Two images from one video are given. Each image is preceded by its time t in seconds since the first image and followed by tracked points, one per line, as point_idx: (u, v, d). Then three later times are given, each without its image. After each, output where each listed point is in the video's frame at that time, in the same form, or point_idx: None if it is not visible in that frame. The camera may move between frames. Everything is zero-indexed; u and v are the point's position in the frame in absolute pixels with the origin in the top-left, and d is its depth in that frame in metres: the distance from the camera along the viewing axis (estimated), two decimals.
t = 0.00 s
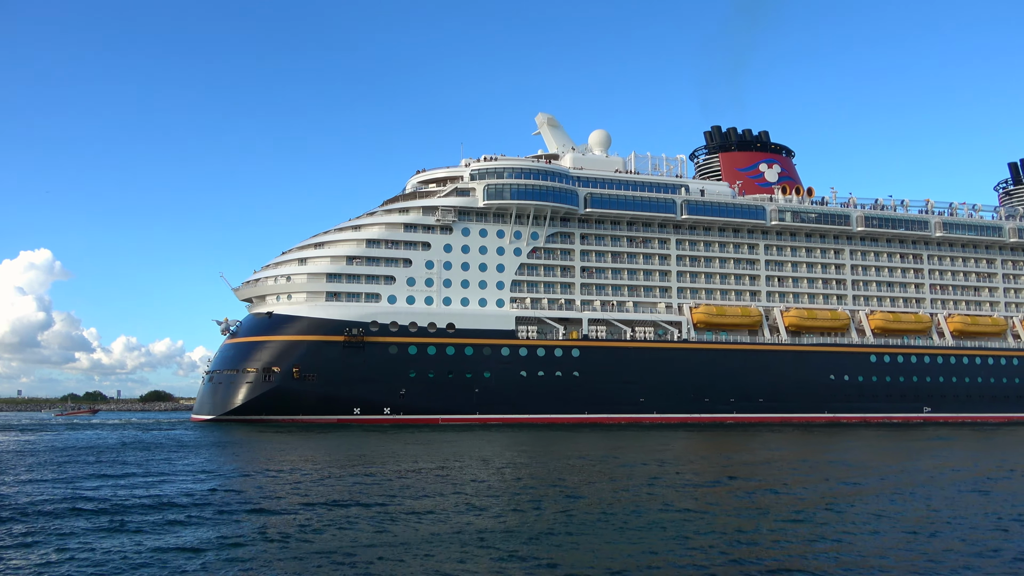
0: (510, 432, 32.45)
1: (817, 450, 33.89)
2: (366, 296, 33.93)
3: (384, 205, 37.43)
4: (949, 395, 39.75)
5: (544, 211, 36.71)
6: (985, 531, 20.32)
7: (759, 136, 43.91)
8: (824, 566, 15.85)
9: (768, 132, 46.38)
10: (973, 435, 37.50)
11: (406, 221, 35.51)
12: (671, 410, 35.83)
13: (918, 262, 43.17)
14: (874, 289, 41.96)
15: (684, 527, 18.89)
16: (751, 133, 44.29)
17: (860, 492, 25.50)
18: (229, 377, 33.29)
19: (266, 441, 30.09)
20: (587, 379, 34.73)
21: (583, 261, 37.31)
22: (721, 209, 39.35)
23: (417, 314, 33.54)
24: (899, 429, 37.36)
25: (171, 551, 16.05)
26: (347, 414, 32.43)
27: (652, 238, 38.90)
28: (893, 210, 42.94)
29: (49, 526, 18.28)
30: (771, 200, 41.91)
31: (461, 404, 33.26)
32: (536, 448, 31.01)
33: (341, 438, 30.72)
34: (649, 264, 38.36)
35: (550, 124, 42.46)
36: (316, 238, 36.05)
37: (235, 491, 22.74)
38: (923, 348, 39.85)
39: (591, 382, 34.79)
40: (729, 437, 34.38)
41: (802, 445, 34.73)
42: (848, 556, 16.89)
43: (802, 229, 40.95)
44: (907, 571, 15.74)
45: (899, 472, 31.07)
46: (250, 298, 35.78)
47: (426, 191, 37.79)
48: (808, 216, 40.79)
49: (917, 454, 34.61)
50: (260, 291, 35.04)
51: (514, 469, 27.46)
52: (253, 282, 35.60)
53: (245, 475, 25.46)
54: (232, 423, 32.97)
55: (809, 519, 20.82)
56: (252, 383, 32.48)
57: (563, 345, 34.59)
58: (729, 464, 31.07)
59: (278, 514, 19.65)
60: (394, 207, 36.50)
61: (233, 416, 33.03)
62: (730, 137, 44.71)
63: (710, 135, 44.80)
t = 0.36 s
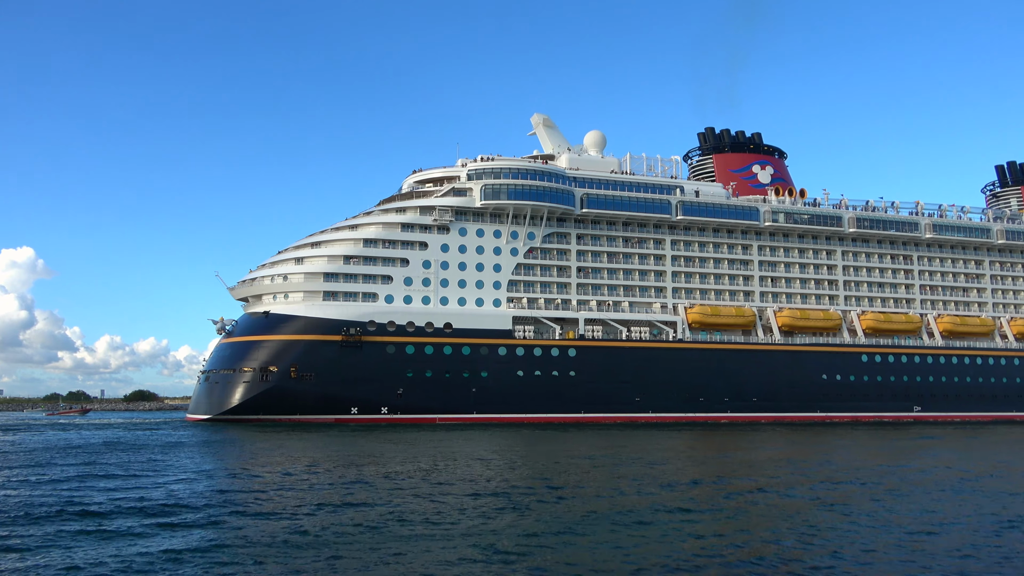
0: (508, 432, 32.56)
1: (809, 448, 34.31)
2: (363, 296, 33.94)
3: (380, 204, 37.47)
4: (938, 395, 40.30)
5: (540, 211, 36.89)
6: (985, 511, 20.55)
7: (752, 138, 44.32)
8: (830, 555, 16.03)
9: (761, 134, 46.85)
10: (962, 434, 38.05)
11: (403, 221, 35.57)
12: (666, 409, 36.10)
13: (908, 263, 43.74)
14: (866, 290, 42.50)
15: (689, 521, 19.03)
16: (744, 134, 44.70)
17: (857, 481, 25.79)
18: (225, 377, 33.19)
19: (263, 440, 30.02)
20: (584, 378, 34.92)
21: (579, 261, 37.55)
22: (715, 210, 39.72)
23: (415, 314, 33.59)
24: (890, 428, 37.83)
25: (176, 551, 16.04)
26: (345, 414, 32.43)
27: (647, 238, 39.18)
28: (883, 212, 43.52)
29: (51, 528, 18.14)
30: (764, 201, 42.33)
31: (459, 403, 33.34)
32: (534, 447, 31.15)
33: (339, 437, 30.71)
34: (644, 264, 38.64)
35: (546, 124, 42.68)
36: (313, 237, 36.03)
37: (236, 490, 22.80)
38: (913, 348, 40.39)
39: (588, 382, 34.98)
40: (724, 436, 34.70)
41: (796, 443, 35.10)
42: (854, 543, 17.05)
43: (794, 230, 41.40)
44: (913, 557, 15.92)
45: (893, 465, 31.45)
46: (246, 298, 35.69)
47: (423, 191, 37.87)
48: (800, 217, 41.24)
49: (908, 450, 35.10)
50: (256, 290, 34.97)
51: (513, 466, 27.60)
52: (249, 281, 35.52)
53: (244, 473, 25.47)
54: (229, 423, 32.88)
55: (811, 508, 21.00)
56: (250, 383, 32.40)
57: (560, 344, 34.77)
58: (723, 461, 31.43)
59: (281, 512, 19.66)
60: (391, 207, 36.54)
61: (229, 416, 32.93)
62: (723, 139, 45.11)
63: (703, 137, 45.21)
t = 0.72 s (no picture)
0: (502, 430, 32.69)
1: (799, 446, 34.69)
2: (358, 295, 33.95)
3: (374, 204, 37.51)
4: (925, 394, 40.87)
5: (534, 211, 37.07)
6: (976, 512, 20.84)
7: (743, 139, 44.75)
8: (826, 554, 16.23)
9: (751, 136, 47.36)
10: (949, 432, 38.61)
11: (398, 220, 35.64)
12: (658, 408, 36.37)
13: (896, 264, 44.32)
14: (855, 290, 43.04)
15: (686, 521, 19.22)
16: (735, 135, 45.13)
17: (849, 480, 26.10)
18: (219, 376, 33.12)
19: (258, 439, 29.97)
20: (578, 378, 35.13)
21: (572, 261, 37.79)
22: (707, 211, 40.11)
23: (410, 313, 33.66)
24: (879, 427, 38.33)
25: (179, 551, 16.05)
26: (340, 413, 32.46)
27: (640, 239, 39.51)
28: (872, 213, 44.12)
29: (48, 529, 18.07)
30: (755, 202, 42.77)
31: (453, 402, 33.45)
32: (528, 445, 31.27)
33: (334, 436, 30.71)
34: (637, 264, 38.94)
35: (539, 124, 42.89)
36: (307, 236, 36.01)
37: (234, 488, 22.76)
38: (902, 347, 40.94)
39: (581, 381, 35.19)
40: (716, 435, 35.01)
41: (786, 441, 35.48)
42: (849, 543, 17.28)
43: (785, 231, 41.87)
44: (907, 556, 16.15)
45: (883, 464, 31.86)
46: (239, 297, 35.62)
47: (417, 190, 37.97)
48: (791, 219, 41.72)
49: (896, 448, 35.57)
50: (250, 289, 34.90)
51: (508, 465, 27.75)
52: (242, 280, 35.46)
53: (241, 471, 25.42)
54: (222, 422, 32.80)
55: (805, 508, 21.25)
56: (244, 382, 32.34)
57: (554, 344, 34.96)
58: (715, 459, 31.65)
59: (280, 511, 19.69)
60: (386, 206, 36.58)
61: (223, 415, 32.86)
62: (715, 140, 45.53)
63: (695, 138, 45.62)
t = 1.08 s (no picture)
0: (495, 429, 32.79)
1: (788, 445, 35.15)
2: (351, 294, 33.90)
3: (367, 203, 37.48)
4: (910, 393, 41.53)
5: (527, 210, 37.23)
6: (968, 510, 21.15)
7: (732, 141, 45.22)
8: (825, 552, 16.44)
9: (740, 137, 47.84)
10: (933, 431, 39.27)
11: (391, 219, 35.63)
12: (649, 408, 36.64)
13: (882, 265, 44.99)
14: (841, 291, 43.64)
15: (684, 518, 19.44)
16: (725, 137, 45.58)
17: (841, 479, 26.44)
18: (211, 376, 32.93)
19: (250, 439, 29.82)
20: (570, 377, 35.33)
21: (565, 261, 38.01)
22: (698, 211, 40.50)
23: (403, 312, 33.67)
24: (865, 425, 38.91)
25: (179, 551, 15.99)
26: (333, 412, 32.40)
27: (631, 239, 39.81)
28: (858, 215, 44.77)
29: (43, 529, 17.90)
30: (744, 203, 43.22)
31: (446, 402, 33.50)
32: (521, 444, 31.42)
33: (328, 435, 30.63)
34: (628, 264, 39.24)
35: (531, 124, 43.05)
36: (299, 235, 35.91)
37: (230, 487, 22.71)
38: (887, 347, 41.58)
39: (573, 380, 35.38)
40: (706, 434, 35.35)
41: (775, 439, 35.93)
42: (846, 541, 17.50)
43: (773, 231, 42.35)
44: (905, 555, 16.39)
45: (871, 461, 32.32)
46: (230, 296, 35.44)
47: (410, 189, 38.01)
48: (779, 220, 42.22)
49: (882, 446, 36.14)
50: (242, 288, 34.73)
51: (504, 464, 27.86)
52: (234, 279, 35.28)
53: (236, 471, 25.31)
54: (214, 422, 32.62)
55: (800, 506, 21.50)
56: (236, 381, 32.18)
57: (546, 344, 35.13)
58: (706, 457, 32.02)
59: (279, 511, 19.62)
60: (378, 205, 36.56)
61: (214, 415, 32.68)
62: (704, 141, 45.94)
63: (685, 139, 46.03)
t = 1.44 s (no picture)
0: (487, 429, 32.83)
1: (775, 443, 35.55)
2: (342, 293, 33.83)
3: (357, 202, 37.40)
4: (894, 392, 42.18)
5: (518, 210, 37.34)
6: (958, 507, 21.51)
7: (720, 142, 45.64)
8: (819, 550, 16.70)
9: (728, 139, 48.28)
10: (917, 429, 39.93)
11: (382, 218, 35.59)
12: (639, 407, 36.88)
13: (866, 265, 45.65)
14: (827, 291, 44.21)
15: (681, 517, 19.60)
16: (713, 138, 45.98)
17: (832, 477, 26.76)
18: (200, 375, 32.71)
19: (241, 438, 29.65)
20: (561, 377, 35.49)
21: (555, 261, 38.19)
22: (687, 212, 40.87)
23: (394, 311, 33.64)
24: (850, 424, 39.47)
25: (181, 551, 15.90)
26: (324, 411, 32.29)
27: (621, 239, 40.07)
28: (843, 216, 45.40)
29: (37, 529, 17.71)
30: (732, 204, 43.66)
31: (438, 401, 33.52)
32: (513, 443, 31.47)
33: (319, 434, 30.52)
34: (618, 264, 39.50)
35: (521, 124, 43.16)
36: (289, 233, 35.76)
37: (224, 487, 22.51)
38: (872, 347, 42.19)
39: (564, 379, 35.55)
40: (695, 432, 35.65)
41: (763, 437, 36.31)
42: (839, 539, 17.78)
43: (761, 232, 42.82)
44: (901, 552, 16.63)
45: (858, 460, 32.79)
46: (219, 295, 35.21)
47: (401, 188, 38.00)
48: (766, 221, 42.71)
49: (867, 444, 36.66)
50: (231, 287, 34.50)
51: (497, 462, 27.95)
52: (223, 278, 35.07)
53: (229, 470, 25.15)
54: (203, 421, 32.38)
55: (793, 504, 21.75)
56: (226, 380, 31.98)
57: (537, 343, 35.27)
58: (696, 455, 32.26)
59: (276, 510, 19.55)
60: (369, 204, 36.50)
61: (204, 414, 32.45)
62: (692, 142, 46.31)
63: (673, 140, 46.36)
